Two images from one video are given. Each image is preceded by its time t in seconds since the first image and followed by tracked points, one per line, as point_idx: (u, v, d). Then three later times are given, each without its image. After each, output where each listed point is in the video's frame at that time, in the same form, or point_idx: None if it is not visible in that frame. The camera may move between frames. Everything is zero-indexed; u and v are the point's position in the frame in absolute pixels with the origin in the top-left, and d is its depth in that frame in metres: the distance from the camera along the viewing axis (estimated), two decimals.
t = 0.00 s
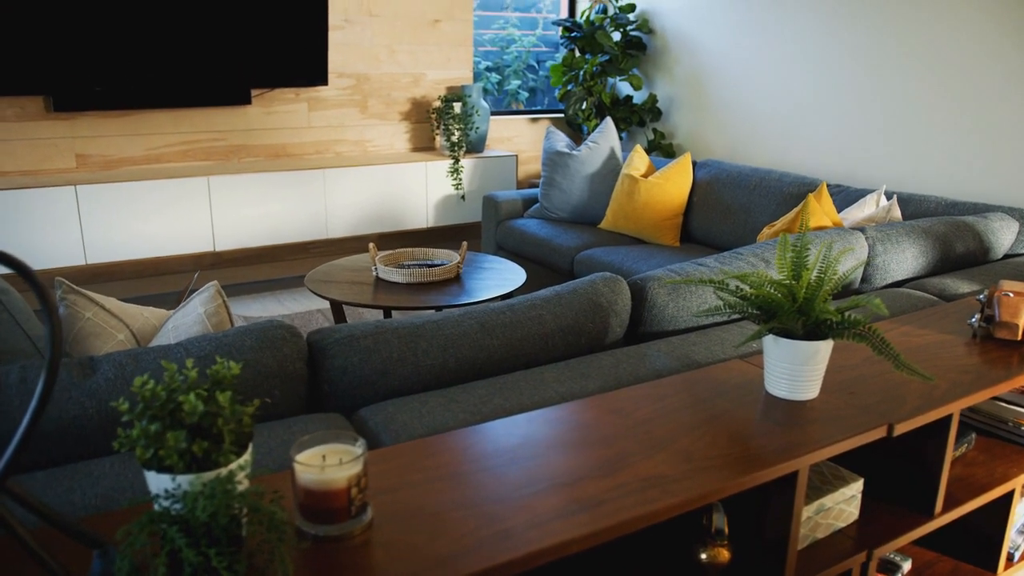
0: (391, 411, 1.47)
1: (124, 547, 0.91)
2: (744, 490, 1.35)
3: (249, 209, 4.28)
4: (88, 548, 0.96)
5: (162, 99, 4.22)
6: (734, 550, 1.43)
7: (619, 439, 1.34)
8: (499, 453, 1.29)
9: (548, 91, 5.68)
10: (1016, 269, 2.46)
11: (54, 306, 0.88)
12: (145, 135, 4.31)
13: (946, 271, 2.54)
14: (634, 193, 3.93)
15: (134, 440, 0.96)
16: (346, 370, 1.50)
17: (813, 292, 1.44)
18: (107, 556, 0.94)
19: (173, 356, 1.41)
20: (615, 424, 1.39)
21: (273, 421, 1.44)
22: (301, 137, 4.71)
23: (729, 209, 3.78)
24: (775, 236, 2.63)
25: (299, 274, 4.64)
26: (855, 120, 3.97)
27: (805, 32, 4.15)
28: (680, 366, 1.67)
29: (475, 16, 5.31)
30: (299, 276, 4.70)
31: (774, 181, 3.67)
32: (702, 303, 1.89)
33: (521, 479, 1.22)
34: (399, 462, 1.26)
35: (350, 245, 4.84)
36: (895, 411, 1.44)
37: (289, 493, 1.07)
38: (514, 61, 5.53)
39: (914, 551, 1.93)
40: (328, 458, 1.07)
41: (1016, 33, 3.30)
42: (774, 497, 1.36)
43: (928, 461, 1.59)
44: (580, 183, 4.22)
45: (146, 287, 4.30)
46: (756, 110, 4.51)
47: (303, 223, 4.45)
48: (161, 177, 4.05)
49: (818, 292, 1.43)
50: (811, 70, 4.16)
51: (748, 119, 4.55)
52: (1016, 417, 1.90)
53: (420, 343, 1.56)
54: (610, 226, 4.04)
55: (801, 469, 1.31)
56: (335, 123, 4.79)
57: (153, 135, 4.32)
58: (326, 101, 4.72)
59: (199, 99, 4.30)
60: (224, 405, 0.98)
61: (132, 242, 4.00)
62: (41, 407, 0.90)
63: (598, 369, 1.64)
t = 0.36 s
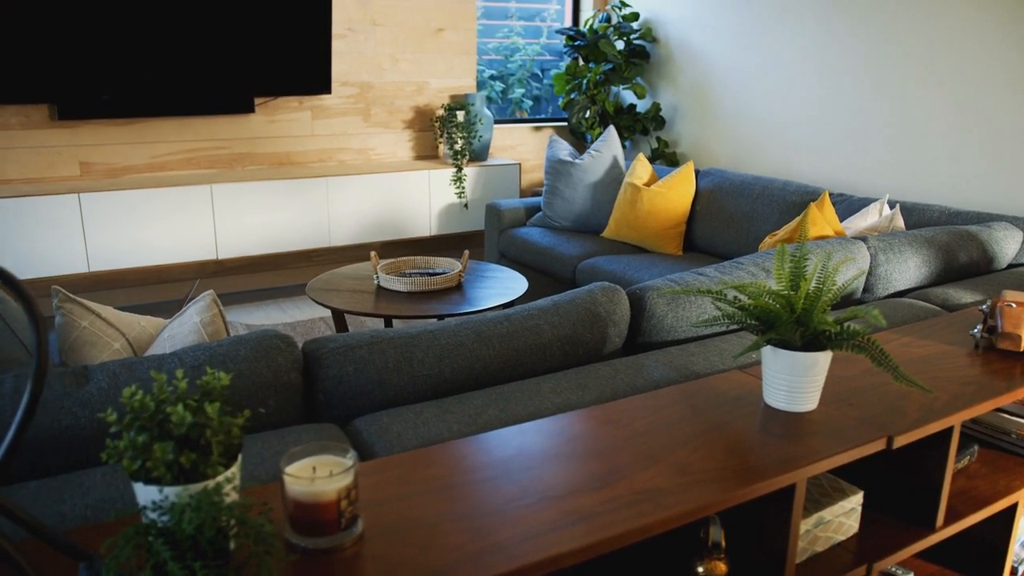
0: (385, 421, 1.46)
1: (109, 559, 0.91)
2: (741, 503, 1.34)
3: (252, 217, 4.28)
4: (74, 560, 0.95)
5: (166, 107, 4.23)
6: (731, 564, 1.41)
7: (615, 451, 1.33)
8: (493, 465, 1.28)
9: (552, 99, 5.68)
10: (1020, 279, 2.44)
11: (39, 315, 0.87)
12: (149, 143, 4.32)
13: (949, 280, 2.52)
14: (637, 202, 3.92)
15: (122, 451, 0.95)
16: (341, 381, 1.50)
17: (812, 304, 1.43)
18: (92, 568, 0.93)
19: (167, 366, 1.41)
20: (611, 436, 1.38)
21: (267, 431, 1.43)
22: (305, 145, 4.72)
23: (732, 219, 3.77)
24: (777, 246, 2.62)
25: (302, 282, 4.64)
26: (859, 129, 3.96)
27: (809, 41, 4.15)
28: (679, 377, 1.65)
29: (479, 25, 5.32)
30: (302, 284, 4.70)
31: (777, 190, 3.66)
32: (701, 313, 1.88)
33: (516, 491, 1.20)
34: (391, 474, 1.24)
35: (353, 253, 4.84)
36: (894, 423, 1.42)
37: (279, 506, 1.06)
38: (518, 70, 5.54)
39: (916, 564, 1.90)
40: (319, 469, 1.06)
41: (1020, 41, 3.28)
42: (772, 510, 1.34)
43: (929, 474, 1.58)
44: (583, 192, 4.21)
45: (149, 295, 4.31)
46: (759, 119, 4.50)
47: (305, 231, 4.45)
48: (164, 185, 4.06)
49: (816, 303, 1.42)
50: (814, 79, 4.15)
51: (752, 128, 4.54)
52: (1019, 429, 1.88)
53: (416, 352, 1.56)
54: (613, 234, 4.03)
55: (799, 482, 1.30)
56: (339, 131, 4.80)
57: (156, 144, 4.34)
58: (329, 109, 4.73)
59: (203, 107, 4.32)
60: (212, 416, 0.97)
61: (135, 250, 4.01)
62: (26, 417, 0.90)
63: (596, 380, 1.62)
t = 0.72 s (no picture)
0: (381, 431, 1.45)
1: (98, 571, 0.91)
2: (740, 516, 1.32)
3: (256, 225, 4.29)
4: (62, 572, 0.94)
5: (172, 115, 4.25)
6: None
7: (613, 463, 1.31)
8: (488, 477, 1.27)
9: (557, 107, 5.68)
10: None
11: (28, 325, 0.87)
12: (155, 151, 4.34)
13: (954, 290, 2.50)
14: (641, 210, 3.91)
15: (111, 462, 0.95)
16: (337, 391, 1.49)
17: (813, 313, 1.41)
18: None
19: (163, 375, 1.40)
20: (609, 448, 1.36)
21: (262, 441, 1.42)
22: (310, 153, 4.73)
23: (737, 227, 3.75)
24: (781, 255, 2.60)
25: (307, 290, 4.64)
26: (865, 137, 3.94)
27: (813, 50, 4.14)
28: (679, 388, 1.64)
29: (485, 33, 5.33)
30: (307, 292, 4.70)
31: (781, 199, 3.64)
32: (702, 323, 1.87)
33: (511, 504, 1.19)
34: (385, 485, 1.23)
35: (357, 261, 4.84)
36: (896, 435, 1.41)
37: (270, 518, 1.05)
38: (523, 78, 5.54)
39: None
40: (311, 481, 1.05)
41: None
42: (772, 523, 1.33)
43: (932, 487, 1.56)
44: (587, 200, 4.20)
45: (154, 302, 4.32)
46: (764, 127, 4.48)
47: (310, 239, 4.46)
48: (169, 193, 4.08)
49: (816, 314, 1.40)
50: (819, 89, 4.13)
51: (757, 137, 4.53)
52: None
53: (414, 362, 1.55)
54: (617, 243, 4.02)
55: (799, 495, 1.28)
56: (344, 139, 4.81)
57: (162, 151, 4.36)
58: (335, 118, 4.74)
59: (208, 115, 4.34)
60: (202, 427, 0.97)
61: (140, 257, 4.02)
62: (14, 427, 0.89)
63: (595, 390, 1.61)
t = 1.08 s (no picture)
0: (378, 441, 1.44)
1: None
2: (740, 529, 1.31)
3: (261, 233, 4.29)
4: None
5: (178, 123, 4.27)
6: None
7: (610, 474, 1.30)
8: (486, 489, 1.25)
9: (564, 115, 5.68)
10: None
11: (18, 334, 0.86)
12: (161, 158, 4.35)
13: (960, 300, 2.48)
14: (646, 219, 3.90)
15: (102, 472, 0.94)
16: (335, 400, 1.48)
17: (814, 323, 1.39)
18: None
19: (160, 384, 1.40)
20: (607, 459, 1.35)
21: (260, 450, 1.41)
22: (316, 161, 4.74)
23: (742, 236, 3.74)
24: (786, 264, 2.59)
25: (312, 297, 4.64)
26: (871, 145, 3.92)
27: (820, 60, 4.12)
28: (679, 399, 1.63)
29: (491, 41, 5.35)
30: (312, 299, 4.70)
31: (787, 207, 3.62)
32: (704, 333, 1.86)
33: (507, 515, 1.18)
34: (380, 496, 1.23)
35: (362, 268, 4.84)
36: (899, 448, 1.39)
37: (263, 530, 1.04)
38: (530, 86, 5.54)
39: None
40: (304, 492, 1.04)
41: None
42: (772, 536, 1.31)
43: (935, 500, 1.54)
44: (592, 208, 4.19)
45: (160, 309, 4.33)
46: (770, 135, 4.47)
47: (315, 247, 4.46)
48: (175, 200, 4.08)
49: (818, 324, 1.39)
50: (825, 98, 4.12)
51: (763, 145, 4.52)
52: None
53: (413, 372, 1.54)
54: (622, 251, 4.01)
55: (799, 507, 1.27)
56: (350, 147, 4.81)
57: (168, 159, 4.37)
58: (340, 125, 4.75)
59: (214, 123, 4.35)
60: (195, 437, 0.96)
61: (145, 265, 4.03)
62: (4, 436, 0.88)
63: (594, 401, 1.60)
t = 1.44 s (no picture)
0: (376, 452, 1.43)
1: None
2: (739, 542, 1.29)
3: (266, 241, 4.30)
4: None
5: (184, 132, 4.29)
6: None
7: (608, 487, 1.29)
8: (482, 501, 1.24)
9: (570, 124, 5.68)
10: None
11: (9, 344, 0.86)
12: (167, 167, 4.37)
13: (967, 311, 2.45)
14: (651, 228, 3.88)
15: (94, 483, 0.94)
16: (333, 410, 1.47)
17: (815, 335, 1.38)
18: None
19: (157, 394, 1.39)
20: (605, 471, 1.34)
21: (257, 461, 1.41)
22: (322, 169, 4.75)
23: (748, 245, 3.72)
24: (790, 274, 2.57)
25: (317, 305, 4.64)
26: (877, 153, 3.91)
27: (826, 69, 4.11)
28: (680, 410, 1.61)
29: (498, 50, 5.36)
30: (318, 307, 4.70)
31: (792, 217, 3.61)
32: (706, 343, 1.84)
33: (503, 528, 1.17)
34: (375, 508, 1.22)
35: (367, 277, 4.84)
36: (901, 461, 1.37)
37: (256, 542, 1.03)
38: (536, 95, 5.55)
39: None
40: (297, 504, 1.03)
41: None
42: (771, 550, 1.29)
43: (939, 515, 1.51)
44: (597, 218, 4.18)
45: (165, 317, 4.34)
46: (776, 144, 4.46)
47: (320, 255, 4.46)
48: (181, 208, 4.10)
49: (819, 336, 1.38)
50: (832, 107, 4.10)
51: (769, 155, 4.50)
52: None
53: (412, 382, 1.53)
54: (627, 260, 4.00)
55: (800, 521, 1.25)
56: (356, 155, 4.82)
57: (174, 167, 4.39)
58: (346, 134, 4.76)
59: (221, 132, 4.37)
60: (187, 448, 0.96)
61: (151, 272, 4.04)
62: None
63: (594, 412, 1.59)
